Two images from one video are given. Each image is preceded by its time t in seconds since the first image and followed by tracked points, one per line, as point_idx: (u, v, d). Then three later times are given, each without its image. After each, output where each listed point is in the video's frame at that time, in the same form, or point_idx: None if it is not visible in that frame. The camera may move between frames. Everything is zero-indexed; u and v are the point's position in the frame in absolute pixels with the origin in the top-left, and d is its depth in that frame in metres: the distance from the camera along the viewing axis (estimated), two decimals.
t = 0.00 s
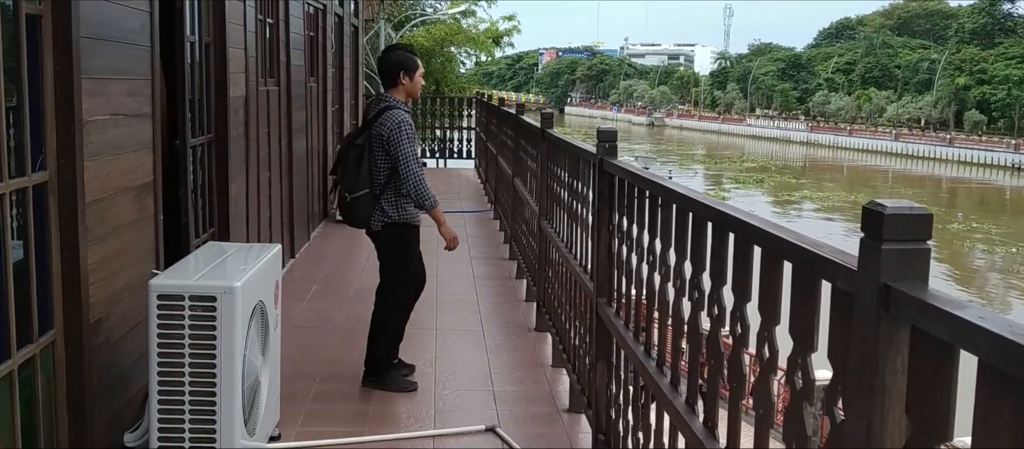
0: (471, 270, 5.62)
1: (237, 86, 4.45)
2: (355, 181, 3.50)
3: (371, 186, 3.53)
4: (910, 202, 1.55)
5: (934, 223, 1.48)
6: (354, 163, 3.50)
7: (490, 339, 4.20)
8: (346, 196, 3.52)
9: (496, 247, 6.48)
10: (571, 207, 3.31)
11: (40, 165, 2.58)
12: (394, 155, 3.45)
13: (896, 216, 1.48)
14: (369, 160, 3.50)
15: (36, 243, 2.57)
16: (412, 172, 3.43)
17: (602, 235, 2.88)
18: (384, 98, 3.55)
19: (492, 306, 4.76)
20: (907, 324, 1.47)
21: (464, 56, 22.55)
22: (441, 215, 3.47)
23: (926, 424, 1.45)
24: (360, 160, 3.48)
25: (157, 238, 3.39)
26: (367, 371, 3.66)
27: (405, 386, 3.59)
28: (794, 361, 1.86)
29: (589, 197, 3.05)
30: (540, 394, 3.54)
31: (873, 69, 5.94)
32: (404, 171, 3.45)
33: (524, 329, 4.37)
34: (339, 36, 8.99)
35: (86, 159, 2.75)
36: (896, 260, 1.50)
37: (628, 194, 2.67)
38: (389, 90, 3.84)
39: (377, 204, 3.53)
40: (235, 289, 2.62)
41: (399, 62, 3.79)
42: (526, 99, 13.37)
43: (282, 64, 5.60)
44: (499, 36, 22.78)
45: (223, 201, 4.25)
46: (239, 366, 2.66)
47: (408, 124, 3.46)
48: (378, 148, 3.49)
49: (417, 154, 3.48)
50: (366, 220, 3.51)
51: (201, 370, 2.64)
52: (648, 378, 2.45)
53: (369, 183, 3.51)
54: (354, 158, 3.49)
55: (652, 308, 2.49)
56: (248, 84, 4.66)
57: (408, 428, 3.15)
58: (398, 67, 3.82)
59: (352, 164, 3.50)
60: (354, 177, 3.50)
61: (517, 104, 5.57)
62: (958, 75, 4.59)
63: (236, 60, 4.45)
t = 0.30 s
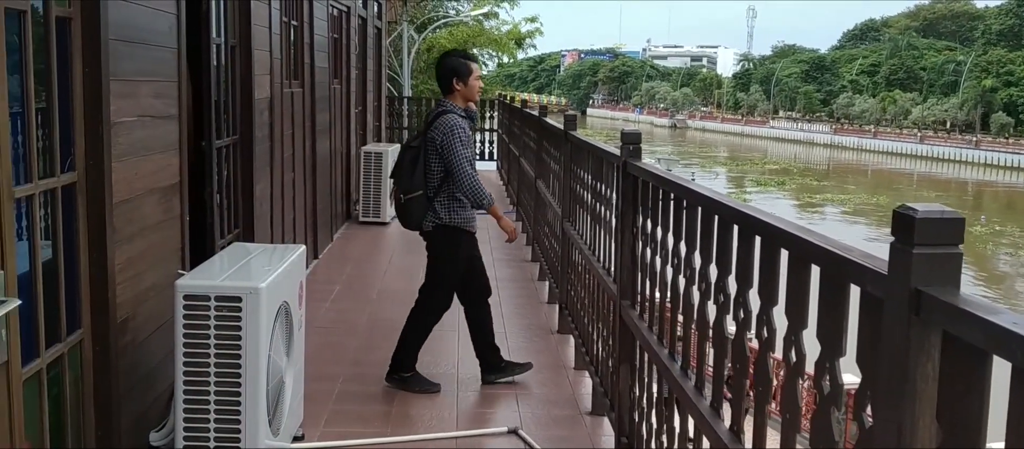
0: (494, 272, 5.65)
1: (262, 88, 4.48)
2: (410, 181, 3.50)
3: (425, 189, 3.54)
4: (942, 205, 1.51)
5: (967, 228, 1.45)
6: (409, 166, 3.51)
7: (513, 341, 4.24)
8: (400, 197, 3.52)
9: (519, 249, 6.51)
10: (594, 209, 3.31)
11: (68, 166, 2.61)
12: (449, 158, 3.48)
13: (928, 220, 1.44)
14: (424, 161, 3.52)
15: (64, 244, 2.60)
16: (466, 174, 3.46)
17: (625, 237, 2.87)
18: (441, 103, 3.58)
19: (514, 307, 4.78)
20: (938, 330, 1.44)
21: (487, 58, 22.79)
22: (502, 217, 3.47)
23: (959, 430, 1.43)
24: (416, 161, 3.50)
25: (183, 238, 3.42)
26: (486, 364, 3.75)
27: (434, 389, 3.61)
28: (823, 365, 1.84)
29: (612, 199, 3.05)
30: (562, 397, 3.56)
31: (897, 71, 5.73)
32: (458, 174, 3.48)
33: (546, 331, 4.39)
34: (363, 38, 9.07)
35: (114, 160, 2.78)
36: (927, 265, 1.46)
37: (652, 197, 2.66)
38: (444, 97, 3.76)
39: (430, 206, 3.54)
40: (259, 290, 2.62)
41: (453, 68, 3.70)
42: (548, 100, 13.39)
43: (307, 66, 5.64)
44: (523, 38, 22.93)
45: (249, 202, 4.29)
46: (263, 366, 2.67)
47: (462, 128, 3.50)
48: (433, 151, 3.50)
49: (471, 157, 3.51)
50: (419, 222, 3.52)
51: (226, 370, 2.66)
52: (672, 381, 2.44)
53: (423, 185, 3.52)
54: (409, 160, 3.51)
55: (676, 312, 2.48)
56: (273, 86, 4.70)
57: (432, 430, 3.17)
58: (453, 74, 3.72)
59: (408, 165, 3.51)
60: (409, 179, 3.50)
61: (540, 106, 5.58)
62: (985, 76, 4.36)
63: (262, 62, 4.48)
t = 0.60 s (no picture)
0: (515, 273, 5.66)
1: (284, 89, 4.51)
2: (464, 182, 3.53)
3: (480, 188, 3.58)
4: (970, 207, 1.49)
5: (996, 231, 1.43)
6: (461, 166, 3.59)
7: (534, 342, 4.25)
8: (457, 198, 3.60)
9: (538, 250, 6.52)
10: (615, 210, 3.31)
11: (94, 166, 2.64)
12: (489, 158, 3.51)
13: (957, 221, 1.43)
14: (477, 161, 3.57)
15: (90, 243, 2.63)
16: (503, 172, 3.46)
17: (647, 238, 2.86)
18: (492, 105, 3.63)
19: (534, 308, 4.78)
20: (967, 333, 1.42)
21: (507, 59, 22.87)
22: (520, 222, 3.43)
23: (987, 434, 1.41)
24: (470, 161, 3.54)
25: (206, 239, 3.45)
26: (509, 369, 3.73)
27: (455, 388, 3.60)
28: (849, 367, 1.83)
29: (634, 200, 3.04)
30: (583, 398, 3.56)
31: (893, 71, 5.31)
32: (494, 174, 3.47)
33: (566, 332, 4.39)
34: (384, 39, 9.11)
35: (139, 160, 2.80)
36: (956, 267, 1.44)
37: (675, 197, 2.65)
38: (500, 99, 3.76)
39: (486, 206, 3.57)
40: (282, 290, 2.64)
41: (503, 69, 3.70)
42: (565, 101, 13.39)
43: (328, 67, 5.66)
44: (544, 39, 22.96)
45: (271, 202, 4.31)
46: (285, 366, 2.68)
47: (504, 126, 3.52)
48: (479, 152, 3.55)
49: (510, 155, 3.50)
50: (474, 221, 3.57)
51: (249, 368, 2.67)
52: (695, 384, 2.43)
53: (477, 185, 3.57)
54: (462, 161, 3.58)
55: (699, 313, 2.47)
56: (295, 87, 4.72)
57: (451, 430, 3.18)
58: (504, 75, 3.72)
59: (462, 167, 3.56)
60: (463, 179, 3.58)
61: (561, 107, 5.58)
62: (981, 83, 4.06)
63: (284, 63, 4.51)
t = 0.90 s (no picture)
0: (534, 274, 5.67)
1: (306, 89, 4.52)
2: (502, 175, 3.64)
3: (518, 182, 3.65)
4: (1000, 207, 1.47)
5: None
6: (502, 160, 3.67)
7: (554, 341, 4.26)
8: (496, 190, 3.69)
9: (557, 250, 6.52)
10: (635, 209, 3.31)
11: (118, 165, 2.66)
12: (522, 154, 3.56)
13: (986, 220, 1.40)
14: (517, 156, 3.64)
15: (114, 241, 2.65)
16: (535, 170, 3.49)
17: (669, 237, 2.86)
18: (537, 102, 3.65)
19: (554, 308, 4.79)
20: (997, 334, 1.39)
21: (526, 59, 22.88)
22: (552, 216, 3.42)
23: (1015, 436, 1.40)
24: (508, 157, 3.62)
25: (229, 238, 3.47)
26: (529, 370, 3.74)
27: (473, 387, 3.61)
28: (876, 367, 1.81)
29: (655, 200, 3.05)
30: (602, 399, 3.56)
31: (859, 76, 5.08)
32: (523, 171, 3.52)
33: (586, 332, 4.39)
34: (404, 39, 9.14)
35: (162, 159, 2.82)
36: (985, 266, 1.41)
37: (697, 196, 2.65)
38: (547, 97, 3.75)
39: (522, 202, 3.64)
40: (303, 289, 2.65)
41: (547, 68, 3.67)
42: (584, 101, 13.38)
43: (349, 68, 5.68)
44: (564, 39, 22.96)
45: (292, 201, 4.33)
46: (307, 364, 2.69)
47: (543, 124, 3.53)
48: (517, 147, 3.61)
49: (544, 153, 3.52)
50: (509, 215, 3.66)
51: (270, 366, 2.68)
52: (717, 384, 2.42)
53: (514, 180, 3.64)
54: (502, 154, 3.67)
55: (721, 313, 2.46)
56: (316, 87, 4.74)
57: (470, 430, 3.19)
58: (550, 74, 3.69)
59: (502, 161, 3.66)
60: (503, 172, 3.66)
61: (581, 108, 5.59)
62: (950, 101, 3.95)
63: (305, 64, 4.53)
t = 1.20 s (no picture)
0: (554, 274, 5.67)
1: (327, 88, 4.54)
2: (541, 179, 3.63)
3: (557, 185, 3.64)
4: None
5: None
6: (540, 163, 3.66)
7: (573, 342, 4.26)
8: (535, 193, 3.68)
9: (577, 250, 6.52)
10: (656, 209, 3.31)
11: (143, 164, 2.68)
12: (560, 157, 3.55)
13: (1015, 223, 1.39)
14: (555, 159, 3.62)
15: (138, 239, 2.67)
16: (573, 174, 3.49)
17: (690, 238, 2.86)
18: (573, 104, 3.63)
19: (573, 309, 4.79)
20: None
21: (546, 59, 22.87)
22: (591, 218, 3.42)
23: None
24: (547, 160, 3.61)
25: (251, 237, 3.49)
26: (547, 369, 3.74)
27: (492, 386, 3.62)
28: (902, 370, 1.80)
29: (677, 201, 3.04)
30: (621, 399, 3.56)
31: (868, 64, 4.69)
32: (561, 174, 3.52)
33: (606, 333, 4.39)
34: (425, 38, 9.16)
35: (187, 158, 2.84)
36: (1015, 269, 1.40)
37: (720, 197, 2.64)
38: (584, 97, 3.74)
39: (562, 205, 3.63)
40: (325, 288, 2.66)
41: (585, 69, 3.66)
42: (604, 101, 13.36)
43: (370, 67, 5.70)
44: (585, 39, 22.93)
45: (313, 200, 4.35)
46: (328, 362, 2.70)
47: (580, 127, 3.52)
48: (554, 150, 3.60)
49: (581, 156, 3.51)
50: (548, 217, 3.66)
51: (293, 365, 2.69)
52: (739, 386, 2.42)
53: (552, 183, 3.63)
54: (540, 157, 3.66)
55: (744, 315, 2.45)
56: (338, 86, 4.76)
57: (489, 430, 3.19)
58: (587, 75, 3.67)
59: (541, 163, 3.65)
60: (541, 176, 3.66)
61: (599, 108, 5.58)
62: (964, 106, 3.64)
63: (327, 64, 4.54)
